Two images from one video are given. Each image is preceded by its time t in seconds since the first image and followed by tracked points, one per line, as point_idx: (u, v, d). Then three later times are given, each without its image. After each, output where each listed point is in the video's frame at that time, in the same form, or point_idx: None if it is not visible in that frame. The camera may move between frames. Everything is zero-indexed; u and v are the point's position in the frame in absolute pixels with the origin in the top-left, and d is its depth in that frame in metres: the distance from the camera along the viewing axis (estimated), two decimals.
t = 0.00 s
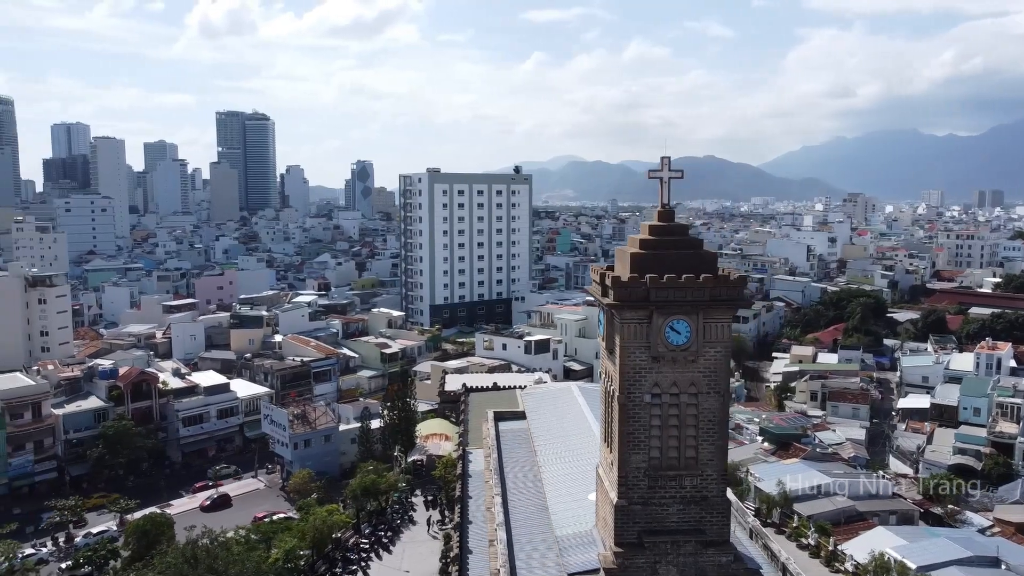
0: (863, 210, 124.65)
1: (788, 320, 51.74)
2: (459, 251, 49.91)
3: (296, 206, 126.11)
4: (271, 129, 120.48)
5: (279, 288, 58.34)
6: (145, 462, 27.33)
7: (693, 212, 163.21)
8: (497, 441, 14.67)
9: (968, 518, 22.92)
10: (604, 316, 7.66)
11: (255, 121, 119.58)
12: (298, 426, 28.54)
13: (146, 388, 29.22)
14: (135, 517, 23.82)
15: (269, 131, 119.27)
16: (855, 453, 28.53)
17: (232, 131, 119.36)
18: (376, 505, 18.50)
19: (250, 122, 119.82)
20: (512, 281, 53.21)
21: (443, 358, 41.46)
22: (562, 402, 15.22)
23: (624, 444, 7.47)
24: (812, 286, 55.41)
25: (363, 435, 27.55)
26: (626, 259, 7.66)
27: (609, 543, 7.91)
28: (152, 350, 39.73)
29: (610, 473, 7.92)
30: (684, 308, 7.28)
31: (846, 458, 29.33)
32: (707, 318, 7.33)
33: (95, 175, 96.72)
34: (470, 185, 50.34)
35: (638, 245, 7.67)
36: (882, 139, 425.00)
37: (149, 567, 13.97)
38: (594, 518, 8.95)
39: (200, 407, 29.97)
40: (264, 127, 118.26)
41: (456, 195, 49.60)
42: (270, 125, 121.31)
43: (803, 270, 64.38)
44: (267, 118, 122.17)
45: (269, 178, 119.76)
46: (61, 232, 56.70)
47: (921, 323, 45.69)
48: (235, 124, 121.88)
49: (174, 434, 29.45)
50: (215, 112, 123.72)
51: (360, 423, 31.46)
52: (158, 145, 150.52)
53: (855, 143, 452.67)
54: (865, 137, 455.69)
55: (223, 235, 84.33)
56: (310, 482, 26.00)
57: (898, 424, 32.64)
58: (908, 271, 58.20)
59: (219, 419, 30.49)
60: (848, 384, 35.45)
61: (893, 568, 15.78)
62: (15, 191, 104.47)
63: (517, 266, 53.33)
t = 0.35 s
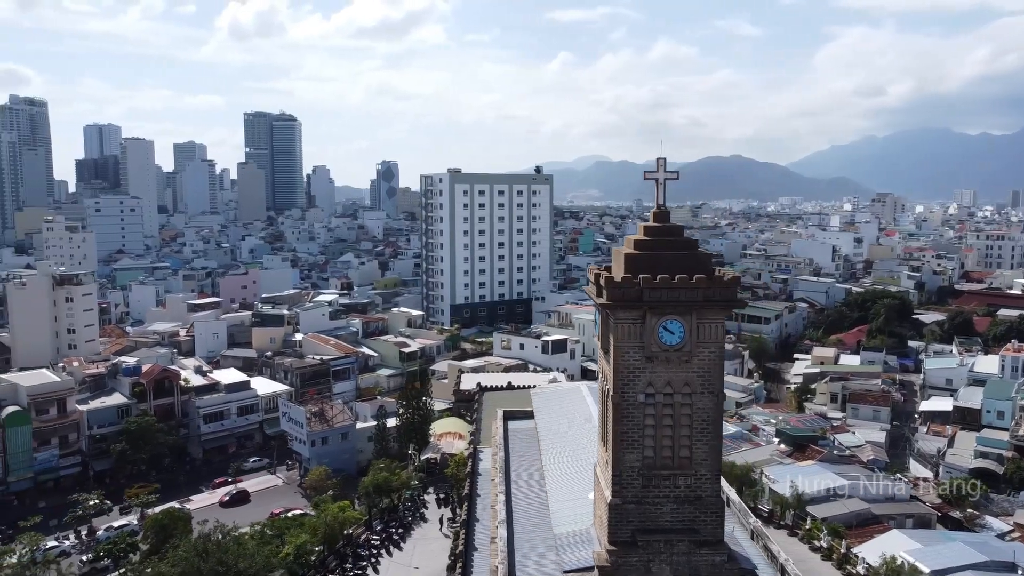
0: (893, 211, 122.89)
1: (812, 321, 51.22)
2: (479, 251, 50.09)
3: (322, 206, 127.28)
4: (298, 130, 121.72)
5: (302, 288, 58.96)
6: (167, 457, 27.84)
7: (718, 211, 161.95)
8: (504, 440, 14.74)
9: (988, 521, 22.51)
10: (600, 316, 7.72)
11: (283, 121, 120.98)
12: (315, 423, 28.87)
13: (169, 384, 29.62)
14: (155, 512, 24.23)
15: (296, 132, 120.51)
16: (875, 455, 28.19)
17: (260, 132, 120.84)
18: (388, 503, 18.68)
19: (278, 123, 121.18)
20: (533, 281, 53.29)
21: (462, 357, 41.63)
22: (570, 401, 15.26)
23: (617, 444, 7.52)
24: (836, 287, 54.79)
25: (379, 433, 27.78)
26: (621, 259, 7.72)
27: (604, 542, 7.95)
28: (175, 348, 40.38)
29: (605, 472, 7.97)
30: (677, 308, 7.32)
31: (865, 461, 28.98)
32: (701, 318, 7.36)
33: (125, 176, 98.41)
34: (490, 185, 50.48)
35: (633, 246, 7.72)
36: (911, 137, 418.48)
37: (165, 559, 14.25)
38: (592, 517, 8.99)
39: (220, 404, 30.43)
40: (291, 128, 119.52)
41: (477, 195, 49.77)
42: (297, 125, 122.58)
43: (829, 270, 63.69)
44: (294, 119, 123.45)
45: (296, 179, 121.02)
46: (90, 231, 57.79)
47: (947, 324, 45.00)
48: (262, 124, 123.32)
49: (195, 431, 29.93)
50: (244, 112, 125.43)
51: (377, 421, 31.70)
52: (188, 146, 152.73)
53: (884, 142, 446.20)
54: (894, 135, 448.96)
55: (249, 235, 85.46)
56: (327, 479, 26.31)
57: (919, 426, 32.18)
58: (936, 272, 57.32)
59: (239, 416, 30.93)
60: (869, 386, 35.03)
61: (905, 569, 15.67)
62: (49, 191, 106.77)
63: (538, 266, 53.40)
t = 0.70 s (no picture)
0: (927, 211, 120.76)
1: (838, 323, 50.59)
2: (502, 250, 50.19)
3: (350, 206, 128.45)
4: (327, 130, 122.93)
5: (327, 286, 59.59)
6: (190, 452, 28.34)
7: (747, 211, 160.43)
8: (514, 438, 14.85)
9: (1010, 527, 22.07)
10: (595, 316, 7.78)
11: (312, 122, 122.25)
12: (335, 420, 29.21)
13: (193, 381, 30.19)
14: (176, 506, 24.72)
15: (325, 133, 121.73)
16: (897, 458, 27.80)
17: (290, 133, 122.29)
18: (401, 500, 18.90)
19: (307, 123, 122.49)
20: (556, 281, 53.32)
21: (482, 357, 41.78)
22: (580, 400, 15.31)
23: (611, 442, 7.59)
24: (864, 288, 54.00)
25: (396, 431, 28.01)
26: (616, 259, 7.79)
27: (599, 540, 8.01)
28: (201, 346, 41.06)
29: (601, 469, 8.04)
30: (670, 308, 7.37)
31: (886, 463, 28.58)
32: (693, 317, 7.41)
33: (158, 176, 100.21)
34: (513, 185, 50.54)
35: (627, 245, 7.78)
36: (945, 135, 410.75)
37: (181, 552, 14.60)
38: (592, 514, 9.04)
39: (243, 401, 30.91)
40: (321, 129, 120.72)
41: (500, 195, 49.86)
42: (326, 126, 123.78)
43: (857, 271, 62.81)
44: (323, 119, 124.68)
45: (325, 179, 122.30)
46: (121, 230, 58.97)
47: (976, 326, 44.17)
48: (292, 125, 124.72)
49: (219, 427, 30.40)
50: (274, 113, 126.97)
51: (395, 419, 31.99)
52: (220, 146, 155.01)
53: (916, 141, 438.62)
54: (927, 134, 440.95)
55: (277, 234, 86.55)
56: (344, 476, 26.60)
57: (943, 430, 31.59)
58: (967, 273, 56.23)
59: (261, 413, 31.41)
60: (893, 388, 34.52)
61: (919, 572, 15.47)
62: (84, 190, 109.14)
63: (561, 266, 53.41)
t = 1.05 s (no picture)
0: (960, 210, 118.59)
1: (862, 324, 49.97)
2: (523, 250, 50.28)
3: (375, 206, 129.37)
4: (353, 130, 123.84)
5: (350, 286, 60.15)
6: (212, 448, 28.78)
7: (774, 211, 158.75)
8: (523, 436, 14.99)
9: None
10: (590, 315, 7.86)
11: (339, 123, 123.23)
12: (352, 418, 29.51)
13: (214, 379, 30.68)
14: (196, 501, 25.16)
15: (351, 133, 122.68)
16: (917, 461, 27.44)
17: (317, 133, 123.46)
18: (414, 497, 19.09)
19: (334, 124, 123.54)
20: (576, 281, 53.33)
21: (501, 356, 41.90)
22: (588, 398, 15.40)
23: (606, 440, 7.66)
24: (889, 288, 53.25)
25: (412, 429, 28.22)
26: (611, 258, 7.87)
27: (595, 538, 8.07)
28: (224, 344, 41.69)
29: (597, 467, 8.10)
30: (663, 308, 7.42)
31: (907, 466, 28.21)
32: (688, 317, 7.46)
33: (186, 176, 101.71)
34: (534, 185, 50.60)
35: (623, 245, 7.86)
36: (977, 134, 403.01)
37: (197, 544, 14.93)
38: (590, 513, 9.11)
39: (264, 398, 31.33)
40: (347, 129, 121.68)
41: (521, 195, 49.95)
42: (352, 126, 124.74)
43: (884, 271, 61.94)
44: (349, 120, 125.65)
45: (350, 179, 123.30)
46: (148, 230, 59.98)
47: (1004, 328, 43.35)
48: (319, 125, 125.86)
49: (240, 424, 30.87)
50: (301, 114, 128.25)
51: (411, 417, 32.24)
52: (248, 146, 156.97)
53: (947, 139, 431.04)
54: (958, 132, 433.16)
55: (302, 234, 87.48)
56: (361, 473, 26.85)
57: (965, 433, 31.08)
58: (997, 274, 55.19)
59: (281, 410, 31.82)
60: (915, 390, 34.04)
61: None
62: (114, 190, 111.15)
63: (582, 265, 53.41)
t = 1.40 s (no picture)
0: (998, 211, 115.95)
1: (890, 326, 49.20)
2: (546, 250, 50.35)
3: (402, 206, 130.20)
4: (382, 130, 124.76)
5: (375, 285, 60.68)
6: (234, 444, 29.32)
7: (805, 212, 156.60)
8: (532, 435, 15.14)
9: None
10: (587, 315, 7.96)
11: (368, 123, 124.12)
12: (371, 417, 29.82)
13: (238, 376, 31.19)
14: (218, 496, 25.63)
15: (380, 134, 123.62)
16: (940, 465, 27.00)
17: (346, 133, 124.64)
18: (429, 495, 19.27)
19: (363, 124, 124.59)
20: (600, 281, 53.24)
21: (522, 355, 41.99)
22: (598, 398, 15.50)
23: (601, 439, 7.76)
24: (919, 290, 52.32)
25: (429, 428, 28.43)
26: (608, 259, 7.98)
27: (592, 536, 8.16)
28: (249, 342, 42.34)
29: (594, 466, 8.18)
30: (658, 308, 7.48)
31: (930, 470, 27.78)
32: (682, 318, 7.51)
33: (217, 177, 103.31)
34: (557, 185, 50.64)
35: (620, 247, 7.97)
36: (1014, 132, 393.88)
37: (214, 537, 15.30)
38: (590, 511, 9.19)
39: (286, 396, 31.77)
40: (376, 130, 122.67)
41: (544, 195, 50.03)
42: (381, 126, 125.67)
43: (914, 272, 60.87)
44: (378, 120, 126.61)
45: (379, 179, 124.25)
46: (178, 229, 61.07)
47: None
48: (348, 126, 126.93)
49: (262, 421, 31.33)
50: (331, 114, 129.55)
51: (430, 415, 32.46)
52: (279, 146, 158.96)
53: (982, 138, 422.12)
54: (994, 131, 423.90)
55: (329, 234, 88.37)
56: (378, 470, 27.13)
57: (991, 437, 30.47)
58: None
59: (303, 408, 32.23)
60: (940, 393, 33.47)
61: None
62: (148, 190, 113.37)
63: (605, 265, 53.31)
